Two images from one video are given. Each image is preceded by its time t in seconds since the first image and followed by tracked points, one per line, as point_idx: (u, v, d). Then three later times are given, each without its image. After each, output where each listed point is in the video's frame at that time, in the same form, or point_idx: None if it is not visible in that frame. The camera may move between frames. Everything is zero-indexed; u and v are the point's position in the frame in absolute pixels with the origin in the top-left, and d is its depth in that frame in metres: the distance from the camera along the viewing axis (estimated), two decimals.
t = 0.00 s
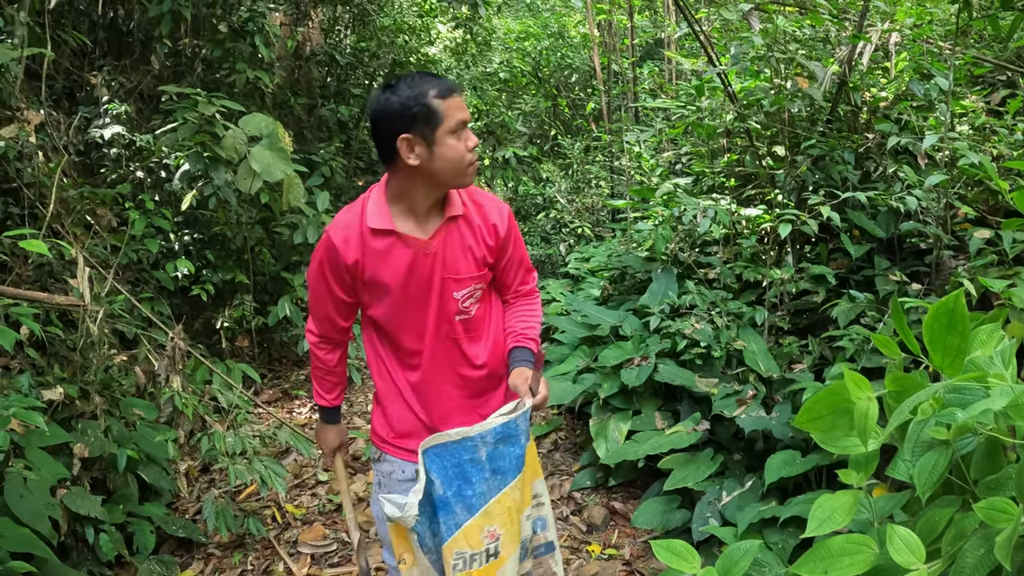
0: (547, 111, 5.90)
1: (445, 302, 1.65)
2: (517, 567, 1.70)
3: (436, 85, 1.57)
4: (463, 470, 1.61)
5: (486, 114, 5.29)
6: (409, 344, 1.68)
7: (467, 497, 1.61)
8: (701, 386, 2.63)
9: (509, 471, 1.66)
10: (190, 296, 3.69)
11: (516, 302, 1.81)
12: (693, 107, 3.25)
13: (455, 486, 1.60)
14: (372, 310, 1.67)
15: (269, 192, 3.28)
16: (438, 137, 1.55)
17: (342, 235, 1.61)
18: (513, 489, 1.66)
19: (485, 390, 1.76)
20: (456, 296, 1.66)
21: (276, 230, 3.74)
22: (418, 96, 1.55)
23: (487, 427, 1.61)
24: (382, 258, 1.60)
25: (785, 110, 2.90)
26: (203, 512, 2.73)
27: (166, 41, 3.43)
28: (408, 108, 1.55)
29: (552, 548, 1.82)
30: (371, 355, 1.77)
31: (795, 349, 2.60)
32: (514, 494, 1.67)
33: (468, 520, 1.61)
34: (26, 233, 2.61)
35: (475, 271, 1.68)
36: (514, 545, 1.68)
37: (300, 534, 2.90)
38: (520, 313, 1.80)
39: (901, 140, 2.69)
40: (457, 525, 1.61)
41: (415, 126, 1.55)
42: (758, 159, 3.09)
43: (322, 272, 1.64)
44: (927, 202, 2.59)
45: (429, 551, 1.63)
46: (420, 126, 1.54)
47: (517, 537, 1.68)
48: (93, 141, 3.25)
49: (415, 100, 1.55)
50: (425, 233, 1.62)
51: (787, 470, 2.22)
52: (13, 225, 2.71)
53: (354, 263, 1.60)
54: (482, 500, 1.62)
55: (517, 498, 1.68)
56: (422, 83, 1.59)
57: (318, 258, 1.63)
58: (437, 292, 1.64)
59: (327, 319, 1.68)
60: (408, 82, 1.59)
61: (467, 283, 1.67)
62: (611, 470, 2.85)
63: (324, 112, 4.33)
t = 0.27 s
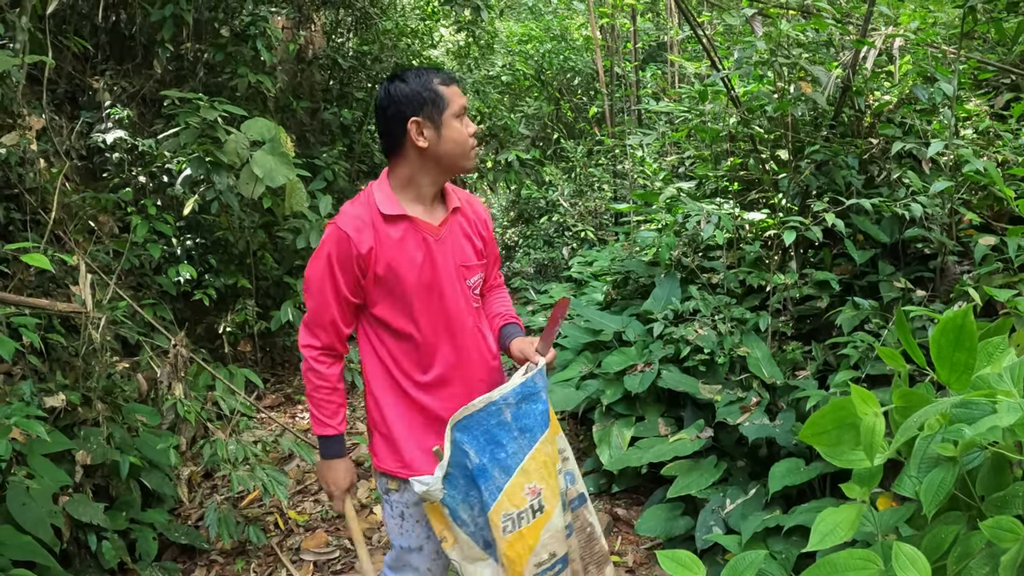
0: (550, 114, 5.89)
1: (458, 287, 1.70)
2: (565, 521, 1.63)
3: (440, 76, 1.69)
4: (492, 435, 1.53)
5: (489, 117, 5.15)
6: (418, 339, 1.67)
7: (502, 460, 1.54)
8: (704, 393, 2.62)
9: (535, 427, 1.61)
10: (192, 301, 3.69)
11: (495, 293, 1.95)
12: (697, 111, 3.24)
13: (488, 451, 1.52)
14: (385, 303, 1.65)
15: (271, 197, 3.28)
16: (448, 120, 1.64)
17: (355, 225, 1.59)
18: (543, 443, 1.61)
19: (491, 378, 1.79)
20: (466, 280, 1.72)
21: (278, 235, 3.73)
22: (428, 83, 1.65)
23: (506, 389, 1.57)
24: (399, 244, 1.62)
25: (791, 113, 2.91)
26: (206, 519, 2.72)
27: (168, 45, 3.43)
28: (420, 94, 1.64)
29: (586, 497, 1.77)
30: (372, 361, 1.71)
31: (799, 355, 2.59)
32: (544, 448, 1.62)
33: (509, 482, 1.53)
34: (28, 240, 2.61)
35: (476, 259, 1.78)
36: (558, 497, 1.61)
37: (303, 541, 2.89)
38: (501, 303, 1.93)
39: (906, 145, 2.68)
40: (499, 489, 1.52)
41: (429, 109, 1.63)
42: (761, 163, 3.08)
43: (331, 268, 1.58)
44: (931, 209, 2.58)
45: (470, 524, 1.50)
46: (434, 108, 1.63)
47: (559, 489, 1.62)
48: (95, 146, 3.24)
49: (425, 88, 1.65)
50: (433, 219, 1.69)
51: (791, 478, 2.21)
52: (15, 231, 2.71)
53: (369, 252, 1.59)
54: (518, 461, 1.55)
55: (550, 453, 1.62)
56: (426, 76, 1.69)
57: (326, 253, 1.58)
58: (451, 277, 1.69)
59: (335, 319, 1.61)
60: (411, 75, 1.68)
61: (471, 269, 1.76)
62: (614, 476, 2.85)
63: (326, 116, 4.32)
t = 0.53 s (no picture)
0: (552, 115, 5.89)
1: (446, 285, 1.73)
2: (590, 472, 1.76)
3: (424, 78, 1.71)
4: (509, 405, 1.64)
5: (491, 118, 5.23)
6: (411, 341, 1.66)
7: (522, 426, 1.64)
8: (706, 396, 2.60)
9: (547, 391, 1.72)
10: (194, 303, 3.69)
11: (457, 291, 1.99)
12: (699, 113, 3.24)
13: (508, 420, 1.63)
14: (380, 304, 1.62)
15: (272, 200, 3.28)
16: (436, 119, 1.66)
17: (353, 225, 1.56)
18: (557, 404, 1.72)
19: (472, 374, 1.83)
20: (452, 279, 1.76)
21: (280, 237, 3.73)
22: (415, 85, 1.67)
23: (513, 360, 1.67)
24: (396, 244, 1.62)
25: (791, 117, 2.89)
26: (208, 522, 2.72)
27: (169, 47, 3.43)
28: (409, 96, 1.65)
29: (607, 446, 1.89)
30: (360, 365, 1.67)
31: (801, 359, 2.58)
32: (559, 409, 1.73)
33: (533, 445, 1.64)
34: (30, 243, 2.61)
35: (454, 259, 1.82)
36: (579, 451, 1.74)
37: (305, 545, 2.89)
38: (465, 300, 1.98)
39: (909, 148, 2.67)
40: (524, 454, 1.63)
41: (418, 109, 1.65)
42: (763, 165, 3.07)
43: (331, 270, 1.52)
44: (935, 212, 2.57)
45: (500, 495, 1.63)
46: (423, 108, 1.65)
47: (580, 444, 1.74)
48: (96, 149, 3.24)
49: (413, 89, 1.66)
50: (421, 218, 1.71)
51: (793, 483, 2.20)
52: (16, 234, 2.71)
53: (367, 253, 1.57)
54: (536, 425, 1.66)
55: (565, 412, 1.74)
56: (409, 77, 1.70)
57: (325, 254, 1.51)
58: (441, 276, 1.71)
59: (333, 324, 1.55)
60: (396, 76, 1.68)
61: (452, 269, 1.80)
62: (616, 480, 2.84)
63: (328, 118, 4.32)
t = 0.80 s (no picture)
0: (553, 116, 5.90)
1: (454, 278, 1.75)
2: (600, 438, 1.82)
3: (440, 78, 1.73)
4: (529, 375, 1.67)
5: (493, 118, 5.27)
6: (423, 329, 1.66)
7: (541, 395, 1.69)
8: (708, 396, 2.60)
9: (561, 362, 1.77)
10: (195, 304, 3.69)
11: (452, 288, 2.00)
12: (700, 113, 3.25)
13: (529, 390, 1.66)
14: (392, 292, 1.62)
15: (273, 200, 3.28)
16: (453, 117, 1.68)
17: (372, 211, 1.56)
18: (570, 375, 1.78)
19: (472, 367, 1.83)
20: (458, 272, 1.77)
21: (281, 237, 3.73)
22: (433, 82, 1.69)
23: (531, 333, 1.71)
24: (411, 233, 1.62)
25: (795, 116, 2.91)
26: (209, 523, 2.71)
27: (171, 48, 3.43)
28: (429, 93, 1.66)
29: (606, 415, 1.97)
30: (365, 353, 1.65)
31: (803, 358, 2.58)
32: (572, 379, 1.78)
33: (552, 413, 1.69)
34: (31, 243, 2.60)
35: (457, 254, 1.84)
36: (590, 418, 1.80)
37: (306, 545, 2.89)
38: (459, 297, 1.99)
39: (911, 147, 2.66)
40: (545, 422, 1.67)
41: (438, 106, 1.66)
42: (765, 165, 3.07)
43: (349, 252, 1.51)
44: (937, 212, 2.56)
45: (521, 465, 1.65)
46: (442, 105, 1.67)
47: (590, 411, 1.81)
48: (98, 149, 3.24)
49: (433, 86, 1.68)
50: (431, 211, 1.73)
51: (795, 483, 2.19)
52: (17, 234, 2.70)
53: (385, 239, 1.57)
54: (553, 394, 1.71)
55: (576, 380, 1.80)
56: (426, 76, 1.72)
57: (345, 236, 1.51)
58: (449, 269, 1.73)
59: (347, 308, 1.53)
60: (414, 74, 1.69)
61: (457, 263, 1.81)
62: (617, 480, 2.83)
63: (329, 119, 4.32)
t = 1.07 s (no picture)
0: (554, 116, 5.90)
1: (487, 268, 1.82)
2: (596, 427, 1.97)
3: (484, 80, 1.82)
4: (540, 366, 1.82)
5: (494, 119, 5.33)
6: (469, 316, 1.72)
7: (549, 385, 1.82)
8: (710, 395, 2.60)
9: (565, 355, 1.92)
10: (196, 303, 3.69)
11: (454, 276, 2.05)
12: (702, 112, 3.26)
13: (539, 380, 1.80)
14: (446, 280, 1.65)
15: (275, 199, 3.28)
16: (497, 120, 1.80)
17: (439, 200, 1.59)
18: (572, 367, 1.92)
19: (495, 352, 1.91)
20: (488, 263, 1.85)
21: (283, 237, 3.73)
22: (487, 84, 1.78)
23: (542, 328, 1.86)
24: (464, 224, 1.68)
25: (795, 115, 2.92)
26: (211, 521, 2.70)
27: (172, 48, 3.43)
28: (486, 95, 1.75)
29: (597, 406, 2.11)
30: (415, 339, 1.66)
31: (806, 357, 2.58)
32: (574, 371, 1.92)
33: (558, 402, 1.82)
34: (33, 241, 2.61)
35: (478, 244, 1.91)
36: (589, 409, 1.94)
37: (307, 544, 2.88)
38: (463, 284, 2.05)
39: (912, 146, 2.66)
40: (551, 410, 1.80)
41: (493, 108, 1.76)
42: (766, 164, 3.07)
43: (423, 240, 1.53)
44: (939, 210, 2.56)
45: (527, 448, 1.80)
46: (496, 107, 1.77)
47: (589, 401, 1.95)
48: (99, 149, 3.24)
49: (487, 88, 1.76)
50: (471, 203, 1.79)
51: (798, 481, 2.19)
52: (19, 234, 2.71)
53: (448, 229, 1.61)
54: (560, 384, 1.85)
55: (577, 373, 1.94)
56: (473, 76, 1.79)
57: (421, 224, 1.52)
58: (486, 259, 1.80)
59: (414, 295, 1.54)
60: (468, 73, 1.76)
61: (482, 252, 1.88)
62: (619, 479, 2.83)
63: (331, 119, 4.33)
